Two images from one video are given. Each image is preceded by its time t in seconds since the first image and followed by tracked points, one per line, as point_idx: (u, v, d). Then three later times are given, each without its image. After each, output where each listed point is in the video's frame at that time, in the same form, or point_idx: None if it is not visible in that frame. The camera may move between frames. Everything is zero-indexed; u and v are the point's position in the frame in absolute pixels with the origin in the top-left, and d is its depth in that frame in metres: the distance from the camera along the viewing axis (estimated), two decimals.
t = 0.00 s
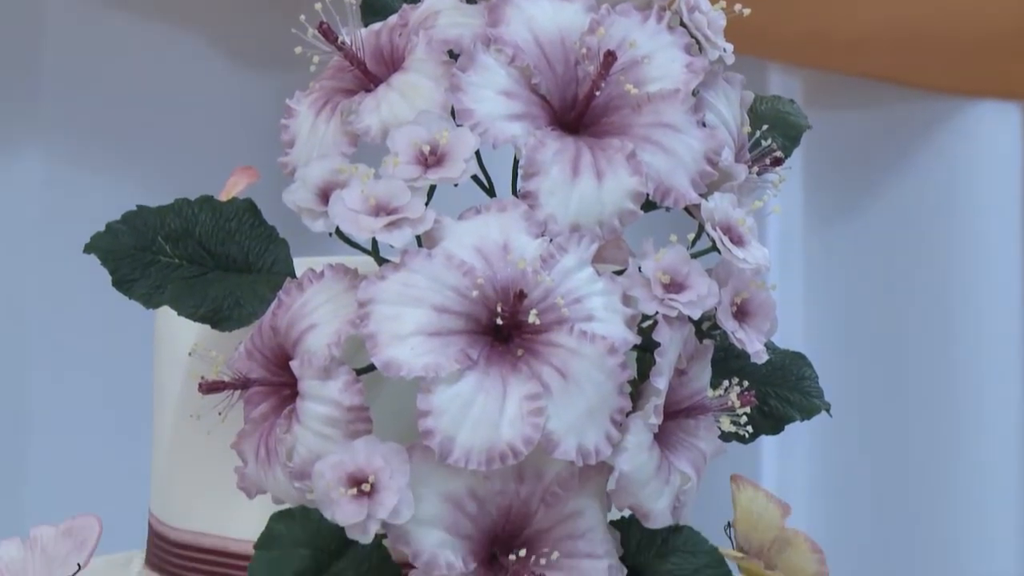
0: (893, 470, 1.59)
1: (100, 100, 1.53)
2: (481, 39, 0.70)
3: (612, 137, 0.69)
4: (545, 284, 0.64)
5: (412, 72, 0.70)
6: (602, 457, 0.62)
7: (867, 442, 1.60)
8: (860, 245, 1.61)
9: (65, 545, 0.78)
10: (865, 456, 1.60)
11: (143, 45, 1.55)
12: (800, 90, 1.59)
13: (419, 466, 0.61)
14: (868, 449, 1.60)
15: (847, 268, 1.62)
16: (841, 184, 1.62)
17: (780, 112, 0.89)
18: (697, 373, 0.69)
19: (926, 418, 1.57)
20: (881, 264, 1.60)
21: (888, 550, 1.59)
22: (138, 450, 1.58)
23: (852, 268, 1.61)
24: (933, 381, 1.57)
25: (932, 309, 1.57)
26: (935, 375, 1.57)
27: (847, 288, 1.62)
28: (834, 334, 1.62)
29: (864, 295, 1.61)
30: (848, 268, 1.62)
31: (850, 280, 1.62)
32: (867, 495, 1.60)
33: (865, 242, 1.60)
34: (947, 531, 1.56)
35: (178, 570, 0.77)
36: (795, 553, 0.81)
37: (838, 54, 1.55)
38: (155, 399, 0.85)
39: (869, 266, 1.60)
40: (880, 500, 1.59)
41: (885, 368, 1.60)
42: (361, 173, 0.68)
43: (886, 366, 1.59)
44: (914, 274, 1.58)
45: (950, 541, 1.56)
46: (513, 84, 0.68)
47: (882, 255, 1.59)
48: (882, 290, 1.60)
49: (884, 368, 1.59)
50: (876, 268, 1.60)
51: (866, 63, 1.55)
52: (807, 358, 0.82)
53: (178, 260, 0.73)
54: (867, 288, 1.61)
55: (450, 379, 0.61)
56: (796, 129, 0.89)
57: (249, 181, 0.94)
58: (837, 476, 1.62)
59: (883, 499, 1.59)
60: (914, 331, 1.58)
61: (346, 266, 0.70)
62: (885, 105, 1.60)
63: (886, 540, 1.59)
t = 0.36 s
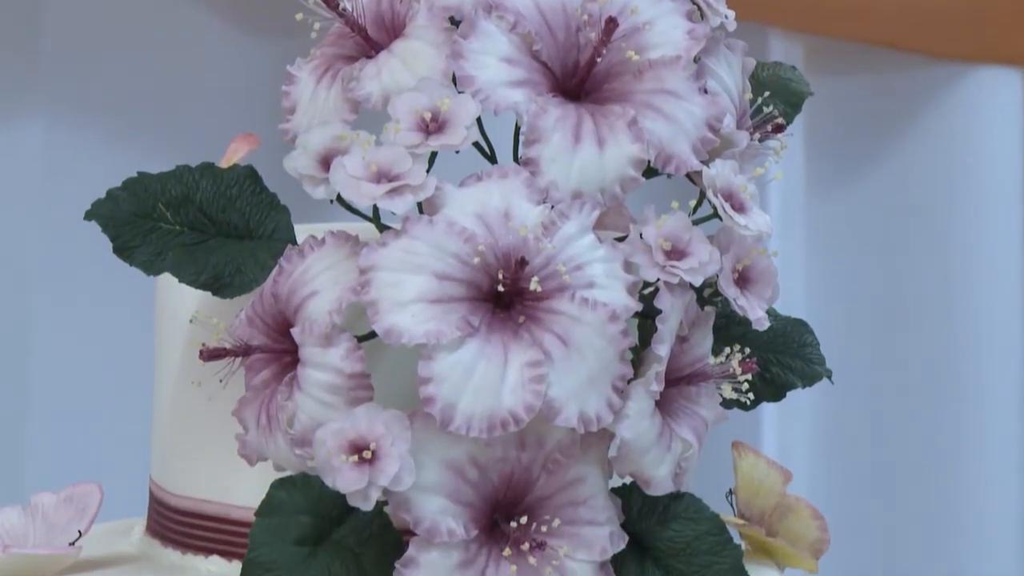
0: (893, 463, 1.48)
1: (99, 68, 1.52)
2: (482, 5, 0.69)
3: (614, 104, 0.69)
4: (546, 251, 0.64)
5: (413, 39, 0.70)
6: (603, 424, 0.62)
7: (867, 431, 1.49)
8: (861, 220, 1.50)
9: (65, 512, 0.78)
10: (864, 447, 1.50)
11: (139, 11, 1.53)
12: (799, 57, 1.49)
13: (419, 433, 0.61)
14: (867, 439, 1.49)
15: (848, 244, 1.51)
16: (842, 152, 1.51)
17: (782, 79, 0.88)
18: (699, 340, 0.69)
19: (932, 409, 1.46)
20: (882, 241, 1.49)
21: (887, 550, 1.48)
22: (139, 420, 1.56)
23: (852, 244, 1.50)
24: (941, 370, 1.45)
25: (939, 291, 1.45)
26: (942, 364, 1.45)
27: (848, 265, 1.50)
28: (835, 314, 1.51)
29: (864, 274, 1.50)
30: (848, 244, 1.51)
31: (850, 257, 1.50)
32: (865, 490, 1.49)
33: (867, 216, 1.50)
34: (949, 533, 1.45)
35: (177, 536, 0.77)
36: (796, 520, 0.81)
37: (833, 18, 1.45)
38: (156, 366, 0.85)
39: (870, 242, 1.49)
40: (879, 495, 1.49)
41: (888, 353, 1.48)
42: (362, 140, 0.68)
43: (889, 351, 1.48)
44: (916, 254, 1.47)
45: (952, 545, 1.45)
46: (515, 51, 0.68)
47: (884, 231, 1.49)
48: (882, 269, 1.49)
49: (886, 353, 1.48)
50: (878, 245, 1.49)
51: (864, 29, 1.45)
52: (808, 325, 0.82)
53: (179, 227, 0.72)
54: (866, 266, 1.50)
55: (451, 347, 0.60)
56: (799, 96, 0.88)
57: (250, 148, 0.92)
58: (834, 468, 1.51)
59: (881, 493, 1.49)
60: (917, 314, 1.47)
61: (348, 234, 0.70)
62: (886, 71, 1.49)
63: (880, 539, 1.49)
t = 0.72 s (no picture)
0: (894, 455, 1.42)
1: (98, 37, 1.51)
2: None
3: (614, 74, 0.68)
4: (547, 221, 0.63)
5: (414, 8, 0.69)
6: (603, 394, 0.62)
7: (871, 420, 1.43)
8: (866, 199, 1.43)
9: (68, 482, 0.78)
10: (867, 436, 1.44)
11: None
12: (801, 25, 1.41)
13: (420, 403, 0.61)
14: (869, 429, 1.43)
15: (853, 224, 1.44)
16: (848, 125, 1.44)
17: (783, 48, 0.87)
18: (700, 310, 0.69)
19: (935, 399, 1.40)
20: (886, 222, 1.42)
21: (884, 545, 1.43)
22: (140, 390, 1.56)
23: (856, 225, 1.44)
24: (944, 353, 1.39)
25: (945, 277, 1.39)
26: (946, 353, 1.39)
27: (851, 247, 1.44)
28: (837, 298, 1.45)
29: (868, 258, 1.43)
30: (852, 224, 1.44)
31: (854, 239, 1.44)
32: (864, 483, 1.44)
33: (872, 196, 1.43)
34: (948, 530, 1.40)
35: (177, 506, 0.78)
36: (797, 490, 0.81)
37: None
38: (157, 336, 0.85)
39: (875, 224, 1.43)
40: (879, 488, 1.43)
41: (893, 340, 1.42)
42: (363, 109, 0.67)
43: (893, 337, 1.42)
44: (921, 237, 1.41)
45: (952, 542, 1.40)
46: (516, 21, 0.67)
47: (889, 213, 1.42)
48: (887, 252, 1.42)
49: (891, 340, 1.42)
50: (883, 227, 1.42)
51: None
52: (809, 294, 0.81)
53: (179, 196, 0.72)
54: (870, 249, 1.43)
55: (452, 317, 0.60)
56: (800, 66, 0.87)
57: (251, 117, 0.92)
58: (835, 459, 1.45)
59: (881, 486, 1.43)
60: (921, 300, 1.41)
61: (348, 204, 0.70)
62: (896, 43, 1.42)
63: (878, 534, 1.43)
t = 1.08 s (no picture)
0: (894, 440, 1.41)
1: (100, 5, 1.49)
2: None
3: (618, 43, 0.67)
4: (551, 191, 0.63)
5: None
6: (607, 364, 0.62)
7: (871, 402, 1.43)
8: (867, 180, 1.42)
9: (71, 452, 0.79)
10: (867, 419, 1.43)
11: None
12: None
13: (424, 373, 0.61)
14: (870, 412, 1.43)
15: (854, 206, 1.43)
16: (850, 101, 1.43)
17: (786, 18, 0.86)
18: (704, 280, 0.69)
19: (936, 384, 1.38)
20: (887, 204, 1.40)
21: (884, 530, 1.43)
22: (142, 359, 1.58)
23: (858, 206, 1.42)
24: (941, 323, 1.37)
25: (947, 260, 1.36)
26: (946, 337, 1.36)
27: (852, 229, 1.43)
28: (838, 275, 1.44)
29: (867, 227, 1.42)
30: (854, 206, 1.43)
31: (855, 221, 1.43)
32: (865, 466, 1.44)
33: (874, 176, 1.41)
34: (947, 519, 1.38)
35: (180, 476, 0.79)
36: (800, 459, 0.82)
37: None
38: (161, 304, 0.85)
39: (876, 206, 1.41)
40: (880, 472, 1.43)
41: (893, 323, 1.40)
42: (366, 79, 0.66)
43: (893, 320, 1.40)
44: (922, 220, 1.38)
45: (950, 531, 1.38)
46: None
47: (890, 194, 1.40)
48: (888, 235, 1.40)
49: (891, 323, 1.41)
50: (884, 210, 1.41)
51: None
52: (813, 265, 0.81)
53: (183, 166, 0.72)
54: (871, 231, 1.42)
55: (456, 287, 0.60)
56: (804, 35, 0.86)
57: (255, 87, 0.91)
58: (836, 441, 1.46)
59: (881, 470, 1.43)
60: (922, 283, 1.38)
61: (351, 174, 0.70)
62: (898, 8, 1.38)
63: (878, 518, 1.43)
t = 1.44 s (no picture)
0: (895, 431, 1.37)
1: None
2: None
3: (625, 10, 0.66)
4: (559, 157, 0.63)
5: None
6: (615, 331, 0.62)
7: (874, 389, 1.39)
8: (873, 159, 1.39)
9: (78, 419, 0.79)
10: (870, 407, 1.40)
11: None
12: None
13: (431, 340, 0.61)
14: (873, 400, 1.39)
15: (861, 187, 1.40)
16: (859, 66, 1.40)
17: None
18: (712, 247, 0.68)
19: (934, 374, 1.32)
20: (893, 185, 1.36)
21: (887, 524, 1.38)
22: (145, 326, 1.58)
23: (863, 185, 1.40)
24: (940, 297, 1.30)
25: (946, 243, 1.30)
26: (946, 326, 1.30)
27: (859, 211, 1.40)
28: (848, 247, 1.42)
29: (874, 196, 1.39)
30: (859, 187, 1.41)
31: (861, 202, 1.40)
32: (869, 456, 1.40)
33: (880, 155, 1.38)
34: (949, 516, 1.31)
35: (186, 443, 0.79)
36: (808, 426, 0.82)
37: None
38: (167, 272, 0.86)
39: (881, 187, 1.38)
40: (882, 462, 1.38)
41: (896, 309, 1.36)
42: (373, 46, 0.66)
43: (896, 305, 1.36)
44: (924, 201, 1.32)
45: (949, 530, 1.31)
46: None
47: (895, 173, 1.36)
48: (893, 216, 1.36)
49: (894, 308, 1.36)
50: (890, 190, 1.37)
51: None
52: (820, 231, 0.81)
53: (190, 132, 0.71)
54: (878, 212, 1.38)
55: (463, 254, 0.60)
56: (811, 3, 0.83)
57: (262, 53, 0.90)
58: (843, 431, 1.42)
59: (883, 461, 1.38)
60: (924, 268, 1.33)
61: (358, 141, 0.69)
62: None
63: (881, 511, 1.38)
